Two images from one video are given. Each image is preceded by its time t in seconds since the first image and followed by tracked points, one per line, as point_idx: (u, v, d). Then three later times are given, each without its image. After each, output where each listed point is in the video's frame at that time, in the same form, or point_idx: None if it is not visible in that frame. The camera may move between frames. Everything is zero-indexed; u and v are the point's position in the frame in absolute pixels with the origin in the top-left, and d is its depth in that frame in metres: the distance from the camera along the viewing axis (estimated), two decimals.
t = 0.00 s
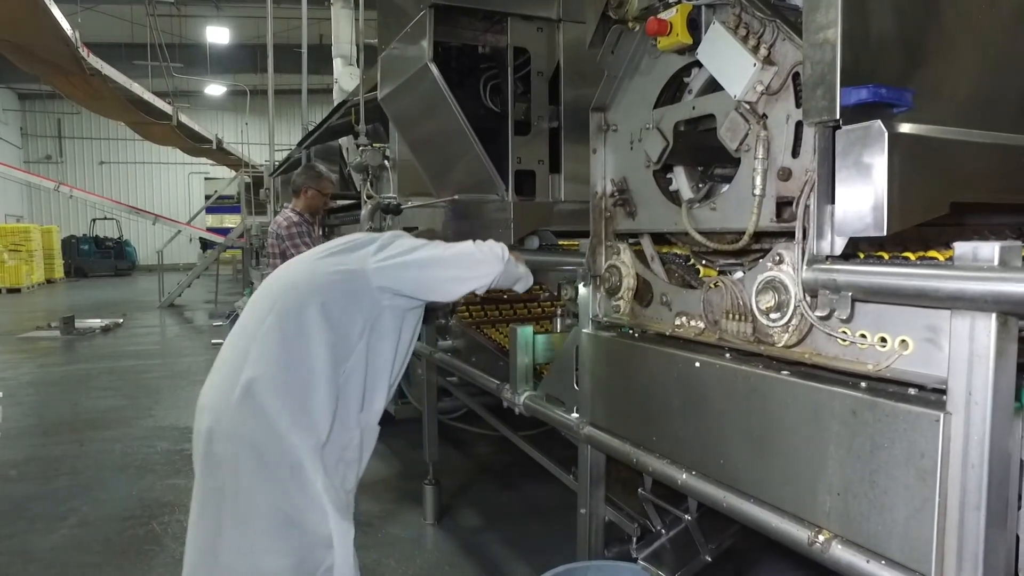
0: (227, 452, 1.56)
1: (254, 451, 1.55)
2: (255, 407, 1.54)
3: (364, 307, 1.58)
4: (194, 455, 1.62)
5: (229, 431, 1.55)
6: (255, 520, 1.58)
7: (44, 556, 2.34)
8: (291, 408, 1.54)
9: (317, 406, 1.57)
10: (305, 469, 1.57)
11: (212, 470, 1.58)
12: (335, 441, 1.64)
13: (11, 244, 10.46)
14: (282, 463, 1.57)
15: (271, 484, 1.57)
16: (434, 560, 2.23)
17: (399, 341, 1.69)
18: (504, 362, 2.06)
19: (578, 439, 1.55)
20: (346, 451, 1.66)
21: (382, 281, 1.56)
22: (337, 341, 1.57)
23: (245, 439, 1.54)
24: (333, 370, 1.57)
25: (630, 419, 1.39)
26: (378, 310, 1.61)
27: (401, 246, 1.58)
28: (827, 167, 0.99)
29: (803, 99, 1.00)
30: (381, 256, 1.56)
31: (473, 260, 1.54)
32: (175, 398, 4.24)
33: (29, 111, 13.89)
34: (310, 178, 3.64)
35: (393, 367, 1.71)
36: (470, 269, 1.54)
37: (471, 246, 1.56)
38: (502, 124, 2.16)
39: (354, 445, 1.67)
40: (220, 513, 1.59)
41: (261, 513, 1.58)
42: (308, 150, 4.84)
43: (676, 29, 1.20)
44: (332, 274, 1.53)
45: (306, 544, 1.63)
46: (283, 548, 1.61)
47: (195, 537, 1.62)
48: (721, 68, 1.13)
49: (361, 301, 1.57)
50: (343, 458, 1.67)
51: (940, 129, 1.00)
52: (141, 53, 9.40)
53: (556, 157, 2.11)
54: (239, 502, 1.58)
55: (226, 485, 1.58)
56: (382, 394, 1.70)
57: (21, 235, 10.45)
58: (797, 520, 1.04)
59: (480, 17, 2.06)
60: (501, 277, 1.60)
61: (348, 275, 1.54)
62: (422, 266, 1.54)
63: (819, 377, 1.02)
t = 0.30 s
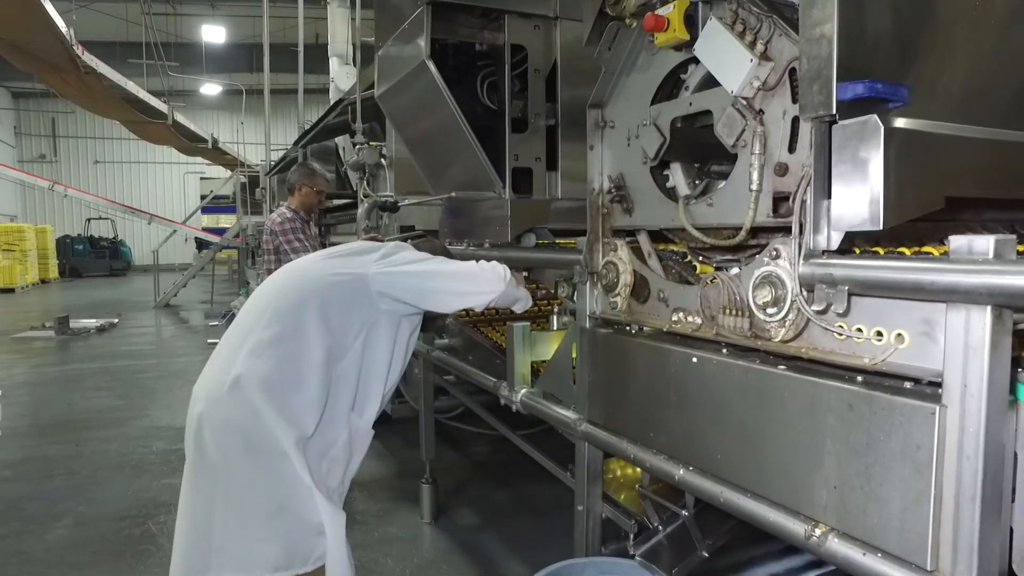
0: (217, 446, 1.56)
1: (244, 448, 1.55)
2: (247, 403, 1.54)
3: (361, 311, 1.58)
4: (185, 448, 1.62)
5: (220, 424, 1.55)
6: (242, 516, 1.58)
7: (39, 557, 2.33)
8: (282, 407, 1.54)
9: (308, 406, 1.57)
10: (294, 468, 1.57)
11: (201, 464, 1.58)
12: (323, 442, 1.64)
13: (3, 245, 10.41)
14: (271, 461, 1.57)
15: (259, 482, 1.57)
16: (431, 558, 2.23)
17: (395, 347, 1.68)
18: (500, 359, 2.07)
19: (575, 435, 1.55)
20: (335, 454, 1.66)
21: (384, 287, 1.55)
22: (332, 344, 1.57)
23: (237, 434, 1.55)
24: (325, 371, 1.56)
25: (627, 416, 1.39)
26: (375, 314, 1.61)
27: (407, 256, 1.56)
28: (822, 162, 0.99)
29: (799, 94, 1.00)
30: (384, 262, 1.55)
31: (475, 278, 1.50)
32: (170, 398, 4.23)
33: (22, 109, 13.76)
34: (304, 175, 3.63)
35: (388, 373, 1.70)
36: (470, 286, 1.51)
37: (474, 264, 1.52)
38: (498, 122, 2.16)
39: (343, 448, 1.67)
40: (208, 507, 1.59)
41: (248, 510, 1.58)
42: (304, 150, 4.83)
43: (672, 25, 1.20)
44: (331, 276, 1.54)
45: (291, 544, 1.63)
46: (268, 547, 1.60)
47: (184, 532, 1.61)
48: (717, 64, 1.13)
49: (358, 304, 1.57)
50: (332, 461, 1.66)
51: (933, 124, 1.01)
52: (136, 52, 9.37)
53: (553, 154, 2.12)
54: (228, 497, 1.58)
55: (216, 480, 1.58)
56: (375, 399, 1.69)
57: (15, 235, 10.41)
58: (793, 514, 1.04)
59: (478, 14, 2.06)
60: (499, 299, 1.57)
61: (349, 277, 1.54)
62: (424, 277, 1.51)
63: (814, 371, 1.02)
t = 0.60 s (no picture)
0: (218, 434, 1.57)
1: (243, 435, 1.56)
2: (246, 391, 1.56)
3: (355, 298, 1.58)
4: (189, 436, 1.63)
5: (220, 412, 1.56)
6: (242, 505, 1.58)
7: (34, 557, 2.32)
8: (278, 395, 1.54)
9: (304, 394, 1.57)
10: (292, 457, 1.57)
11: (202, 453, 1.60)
12: (322, 432, 1.63)
13: None
14: (270, 448, 1.57)
15: (258, 470, 1.57)
16: (428, 556, 2.24)
17: (391, 335, 1.68)
18: (497, 357, 2.08)
19: (572, 432, 1.56)
20: (334, 444, 1.65)
21: (377, 274, 1.54)
22: (327, 331, 1.57)
23: (237, 422, 1.56)
24: (321, 359, 1.56)
25: (625, 411, 1.40)
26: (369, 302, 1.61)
27: (400, 242, 1.55)
28: (819, 157, 1.00)
29: (796, 90, 1.01)
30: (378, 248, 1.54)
31: (464, 266, 1.47)
32: (166, 398, 4.21)
33: (17, 108, 13.69)
34: (300, 173, 3.63)
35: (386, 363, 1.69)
36: (459, 274, 1.48)
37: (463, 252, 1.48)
38: (495, 120, 2.15)
39: (341, 438, 1.66)
40: (209, 496, 1.59)
41: (247, 500, 1.58)
42: (300, 149, 4.82)
43: (669, 21, 1.21)
44: (326, 262, 1.54)
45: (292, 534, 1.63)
46: (269, 537, 1.60)
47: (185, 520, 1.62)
48: (714, 61, 1.14)
49: (352, 291, 1.57)
50: (331, 452, 1.65)
51: (928, 119, 1.01)
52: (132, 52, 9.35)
53: (550, 152, 2.13)
54: (228, 486, 1.58)
55: (216, 468, 1.59)
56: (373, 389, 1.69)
57: (9, 235, 10.36)
58: (789, 508, 1.05)
59: (475, 12, 2.08)
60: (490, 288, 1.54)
61: (343, 264, 1.54)
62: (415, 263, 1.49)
63: (810, 367, 1.03)
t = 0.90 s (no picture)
0: (213, 425, 1.59)
1: (235, 426, 1.56)
2: (235, 382, 1.55)
3: (337, 283, 1.57)
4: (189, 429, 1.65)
5: (214, 406, 1.57)
6: (242, 497, 1.59)
7: (29, 557, 2.32)
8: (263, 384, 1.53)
9: (291, 382, 1.55)
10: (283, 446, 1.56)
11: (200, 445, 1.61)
12: (314, 419, 1.62)
13: None
14: (261, 438, 1.57)
15: (252, 460, 1.57)
16: (424, 555, 2.24)
17: (379, 319, 1.66)
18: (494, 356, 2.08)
19: (568, 429, 1.56)
20: (328, 432, 1.63)
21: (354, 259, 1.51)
22: (310, 318, 1.56)
23: (228, 412, 1.56)
24: (306, 346, 1.55)
25: (620, 408, 1.40)
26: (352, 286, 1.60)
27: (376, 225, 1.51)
28: (814, 153, 1.01)
29: (790, 88, 1.02)
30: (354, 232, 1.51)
31: (431, 259, 1.41)
32: (162, 398, 4.21)
33: (12, 108, 13.65)
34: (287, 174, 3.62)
35: (377, 348, 1.67)
36: (427, 269, 1.42)
37: (430, 245, 1.42)
38: (491, 118, 2.17)
39: (335, 425, 1.64)
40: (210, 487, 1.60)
41: (244, 490, 1.58)
42: (296, 148, 4.82)
43: (665, 19, 1.21)
44: (305, 249, 1.52)
45: (294, 523, 1.62)
46: (271, 527, 1.60)
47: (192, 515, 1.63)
48: (709, 58, 1.15)
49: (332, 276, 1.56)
50: (326, 439, 1.63)
51: (920, 117, 1.02)
52: (127, 51, 9.33)
53: (546, 151, 2.13)
54: (226, 477, 1.59)
55: (214, 459, 1.60)
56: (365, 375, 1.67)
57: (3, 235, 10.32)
58: (783, 502, 1.06)
59: (472, 10, 2.07)
60: (469, 277, 1.48)
61: (320, 250, 1.52)
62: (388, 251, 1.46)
63: (804, 362, 1.03)
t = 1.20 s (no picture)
0: (207, 429, 1.56)
1: (224, 430, 1.52)
2: (222, 386, 1.51)
3: (320, 281, 1.49)
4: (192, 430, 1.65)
5: (207, 410, 1.54)
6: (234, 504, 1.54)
7: (24, 555, 2.32)
8: (245, 387, 1.48)
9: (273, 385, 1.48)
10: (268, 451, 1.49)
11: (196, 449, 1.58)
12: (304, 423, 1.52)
13: None
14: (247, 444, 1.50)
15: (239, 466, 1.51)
16: (420, 553, 2.25)
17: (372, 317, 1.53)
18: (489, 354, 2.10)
19: (562, 427, 1.57)
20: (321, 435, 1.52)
21: (328, 259, 1.41)
22: (293, 318, 1.48)
23: (218, 415, 1.52)
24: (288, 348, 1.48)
25: (614, 406, 1.41)
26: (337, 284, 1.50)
27: (351, 221, 1.41)
28: (804, 151, 1.02)
29: (780, 87, 1.04)
30: (325, 228, 1.41)
31: (397, 278, 1.32)
32: (158, 397, 4.21)
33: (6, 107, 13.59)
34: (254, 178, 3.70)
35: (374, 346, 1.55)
36: (393, 290, 1.34)
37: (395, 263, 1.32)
38: (486, 118, 2.19)
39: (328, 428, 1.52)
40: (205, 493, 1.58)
41: (234, 497, 1.52)
42: (292, 148, 4.83)
43: (658, 19, 1.22)
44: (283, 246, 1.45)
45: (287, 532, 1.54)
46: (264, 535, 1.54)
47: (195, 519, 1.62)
48: (701, 57, 1.16)
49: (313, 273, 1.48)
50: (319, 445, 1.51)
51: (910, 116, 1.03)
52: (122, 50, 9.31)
53: (541, 150, 2.13)
54: (219, 483, 1.55)
55: (208, 464, 1.56)
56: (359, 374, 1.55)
57: None
58: (773, 496, 1.07)
59: (467, 10, 2.08)
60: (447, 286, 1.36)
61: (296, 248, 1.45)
62: (354, 261, 1.37)
63: (795, 358, 1.05)
